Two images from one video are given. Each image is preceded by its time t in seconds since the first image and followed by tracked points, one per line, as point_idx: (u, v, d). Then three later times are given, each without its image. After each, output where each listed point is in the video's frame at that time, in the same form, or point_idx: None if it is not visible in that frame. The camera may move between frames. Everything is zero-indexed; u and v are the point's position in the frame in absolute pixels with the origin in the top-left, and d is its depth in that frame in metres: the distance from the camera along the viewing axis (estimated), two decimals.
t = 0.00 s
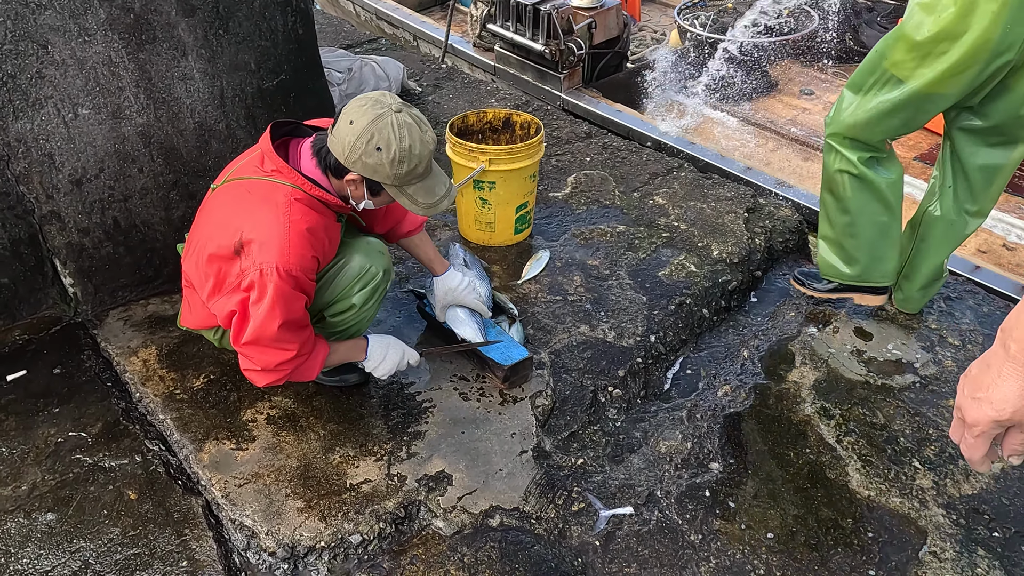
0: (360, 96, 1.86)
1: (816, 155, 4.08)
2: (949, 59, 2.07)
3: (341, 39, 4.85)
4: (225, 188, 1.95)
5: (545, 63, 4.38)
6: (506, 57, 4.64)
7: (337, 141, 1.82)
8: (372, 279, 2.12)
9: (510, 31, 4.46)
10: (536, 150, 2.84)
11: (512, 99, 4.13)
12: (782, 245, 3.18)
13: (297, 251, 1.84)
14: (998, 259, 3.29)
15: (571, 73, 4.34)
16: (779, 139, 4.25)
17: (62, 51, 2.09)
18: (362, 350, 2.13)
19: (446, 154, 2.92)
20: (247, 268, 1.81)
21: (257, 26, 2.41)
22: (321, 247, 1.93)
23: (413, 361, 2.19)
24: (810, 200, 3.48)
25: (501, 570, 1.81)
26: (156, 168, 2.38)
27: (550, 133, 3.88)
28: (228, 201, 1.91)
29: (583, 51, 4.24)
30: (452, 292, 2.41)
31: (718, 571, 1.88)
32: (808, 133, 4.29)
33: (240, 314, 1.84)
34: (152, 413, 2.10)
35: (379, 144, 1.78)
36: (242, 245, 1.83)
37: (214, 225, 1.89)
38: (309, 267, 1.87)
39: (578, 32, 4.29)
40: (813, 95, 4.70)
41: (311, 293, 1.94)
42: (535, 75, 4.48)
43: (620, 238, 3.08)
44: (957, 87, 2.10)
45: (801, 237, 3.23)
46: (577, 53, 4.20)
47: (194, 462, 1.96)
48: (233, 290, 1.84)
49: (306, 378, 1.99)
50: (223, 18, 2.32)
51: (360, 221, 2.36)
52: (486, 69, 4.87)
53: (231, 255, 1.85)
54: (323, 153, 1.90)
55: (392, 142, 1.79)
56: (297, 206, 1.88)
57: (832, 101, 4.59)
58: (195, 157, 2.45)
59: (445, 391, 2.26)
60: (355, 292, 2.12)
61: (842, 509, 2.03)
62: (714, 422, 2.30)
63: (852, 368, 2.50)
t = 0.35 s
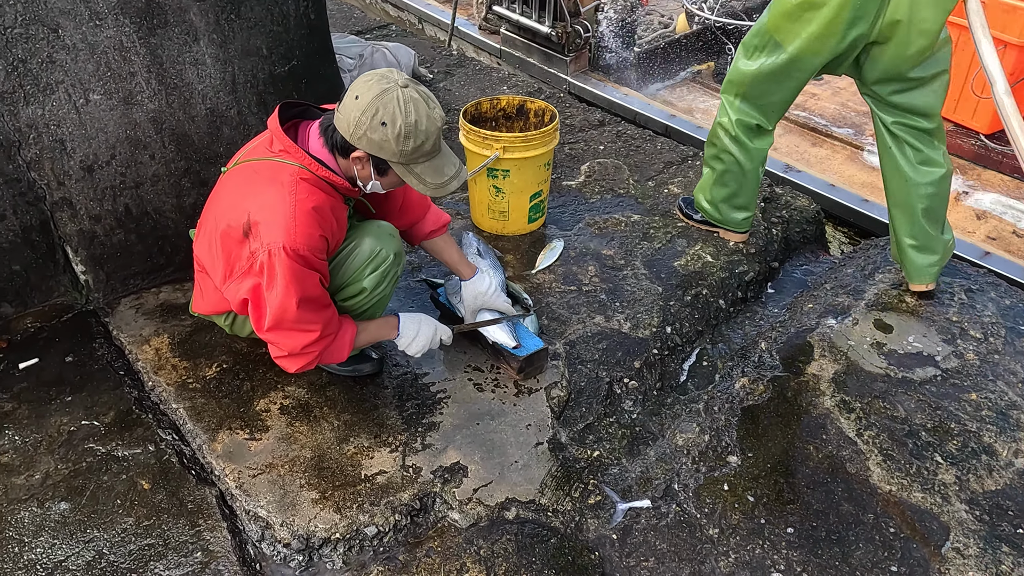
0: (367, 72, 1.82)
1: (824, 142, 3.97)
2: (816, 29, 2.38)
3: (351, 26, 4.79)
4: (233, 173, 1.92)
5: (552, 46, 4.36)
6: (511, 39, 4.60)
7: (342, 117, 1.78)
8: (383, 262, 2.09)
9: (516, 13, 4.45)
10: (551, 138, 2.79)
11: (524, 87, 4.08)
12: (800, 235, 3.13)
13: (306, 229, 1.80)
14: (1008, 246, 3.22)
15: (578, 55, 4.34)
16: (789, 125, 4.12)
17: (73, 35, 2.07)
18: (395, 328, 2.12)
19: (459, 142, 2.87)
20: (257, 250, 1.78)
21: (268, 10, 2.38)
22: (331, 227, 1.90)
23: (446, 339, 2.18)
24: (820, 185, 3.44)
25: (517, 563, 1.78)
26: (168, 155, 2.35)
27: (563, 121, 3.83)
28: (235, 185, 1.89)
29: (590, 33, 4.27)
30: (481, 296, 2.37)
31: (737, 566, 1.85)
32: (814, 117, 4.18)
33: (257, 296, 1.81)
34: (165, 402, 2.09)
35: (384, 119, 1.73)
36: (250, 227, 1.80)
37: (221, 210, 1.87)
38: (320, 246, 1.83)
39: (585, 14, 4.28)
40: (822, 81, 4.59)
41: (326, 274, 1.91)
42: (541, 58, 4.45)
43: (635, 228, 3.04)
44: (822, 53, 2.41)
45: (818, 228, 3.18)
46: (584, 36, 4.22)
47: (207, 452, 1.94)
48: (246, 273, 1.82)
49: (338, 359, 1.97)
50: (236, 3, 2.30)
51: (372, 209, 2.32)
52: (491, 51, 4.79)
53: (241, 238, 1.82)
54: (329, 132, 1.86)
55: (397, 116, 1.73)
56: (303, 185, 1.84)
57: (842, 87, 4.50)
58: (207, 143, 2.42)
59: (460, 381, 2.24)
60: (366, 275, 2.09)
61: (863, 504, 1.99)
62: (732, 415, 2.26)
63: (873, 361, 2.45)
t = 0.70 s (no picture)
0: (389, 65, 1.79)
1: (831, 130, 3.93)
2: None
3: (359, 14, 4.75)
4: (248, 161, 1.90)
5: (557, 33, 4.27)
6: (516, 26, 4.50)
7: (363, 111, 1.75)
8: (395, 254, 2.07)
9: None
10: (564, 127, 2.76)
11: (534, 76, 4.04)
12: (814, 226, 3.09)
13: (320, 223, 1.77)
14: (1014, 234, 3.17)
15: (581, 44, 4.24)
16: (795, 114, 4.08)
17: (83, 22, 2.05)
18: (399, 326, 2.09)
19: (470, 132, 2.84)
20: (269, 242, 1.76)
21: None
22: (345, 220, 1.87)
23: (449, 339, 2.15)
24: (824, 172, 3.44)
25: (531, 556, 1.76)
26: (178, 144, 2.33)
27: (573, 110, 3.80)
28: (250, 174, 1.86)
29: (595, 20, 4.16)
30: (499, 279, 2.31)
31: (753, 561, 1.82)
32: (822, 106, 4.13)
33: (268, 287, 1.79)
34: (177, 393, 2.08)
35: (406, 114, 1.71)
36: (263, 218, 1.78)
37: (235, 198, 1.85)
38: (333, 241, 1.81)
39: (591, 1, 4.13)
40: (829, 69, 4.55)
41: (337, 268, 1.89)
42: (546, 45, 4.36)
43: (647, 219, 3.01)
44: (761, 23, 2.39)
45: (832, 219, 3.14)
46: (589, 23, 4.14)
47: (219, 443, 1.93)
48: (257, 264, 1.80)
49: (337, 355, 1.95)
50: None
51: (386, 202, 2.29)
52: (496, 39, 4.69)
53: (254, 229, 1.80)
54: (349, 126, 1.83)
55: (420, 111, 1.71)
56: (320, 178, 1.81)
57: (850, 75, 4.45)
58: (217, 132, 2.40)
59: (472, 372, 2.22)
60: (378, 267, 2.07)
61: (880, 499, 1.97)
62: (747, 408, 2.23)
63: (889, 354, 2.42)
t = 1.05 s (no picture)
0: (398, 60, 1.79)
1: (834, 121, 3.91)
2: None
3: (364, 5, 4.74)
4: (259, 158, 1.89)
5: (560, 24, 4.20)
6: (519, 17, 4.42)
7: (372, 106, 1.75)
8: (405, 248, 2.07)
9: None
10: (571, 120, 2.75)
11: (540, 68, 4.03)
12: (821, 219, 3.08)
13: (335, 219, 1.78)
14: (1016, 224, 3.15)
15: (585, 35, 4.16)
16: (798, 105, 4.06)
17: (91, 14, 2.05)
18: (417, 318, 2.11)
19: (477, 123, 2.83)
20: (285, 239, 1.76)
21: None
22: (358, 215, 1.87)
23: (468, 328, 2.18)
24: (826, 163, 3.42)
25: (539, 548, 1.77)
26: (186, 136, 2.34)
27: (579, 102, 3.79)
28: (261, 170, 1.86)
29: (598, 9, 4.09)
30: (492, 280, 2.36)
31: (759, 554, 1.83)
32: (826, 97, 4.10)
33: (284, 284, 1.80)
34: (186, 384, 2.09)
35: (415, 109, 1.70)
36: (277, 215, 1.78)
37: (247, 195, 1.85)
38: (348, 236, 1.81)
39: None
40: (833, 60, 4.52)
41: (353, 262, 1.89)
42: (549, 36, 4.31)
43: (653, 212, 3.00)
44: None
45: (839, 213, 3.13)
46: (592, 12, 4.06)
47: (228, 434, 1.94)
48: (273, 261, 1.80)
49: (362, 347, 1.97)
50: None
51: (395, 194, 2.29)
52: (499, 30, 4.62)
53: (269, 226, 1.80)
54: (359, 120, 1.83)
55: (428, 107, 1.70)
56: (332, 173, 1.81)
57: (854, 66, 4.43)
58: (225, 124, 2.41)
59: (479, 365, 2.23)
60: (388, 261, 2.07)
61: (886, 493, 1.97)
62: (753, 402, 2.24)
63: (896, 348, 2.41)
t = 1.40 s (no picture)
0: (409, 61, 1.79)
1: (834, 115, 3.89)
2: None
3: None
4: (268, 158, 1.89)
5: (560, 18, 4.24)
6: (520, 12, 4.46)
7: (385, 108, 1.75)
8: (413, 252, 2.08)
9: None
10: (571, 115, 2.75)
11: (542, 63, 4.04)
12: (822, 215, 3.07)
13: (347, 220, 1.78)
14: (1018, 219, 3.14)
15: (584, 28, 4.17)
16: (798, 99, 4.04)
17: (90, 8, 2.04)
18: (419, 319, 2.10)
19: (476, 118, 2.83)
20: (296, 241, 1.76)
21: None
22: (369, 216, 1.88)
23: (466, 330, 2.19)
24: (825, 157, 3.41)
25: (536, 543, 1.78)
26: (186, 131, 2.34)
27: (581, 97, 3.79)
28: (271, 170, 1.86)
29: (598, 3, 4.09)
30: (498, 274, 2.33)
31: (756, 549, 1.84)
32: (827, 91, 4.07)
33: (295, 285, 1.79)
34: (185, 379, 2.10)
35: (428, 111, 1.71)
36: (290, 216, 1.77)
37: (257, 196, 1.84)
38: (360, 237, 1.82)
39: None
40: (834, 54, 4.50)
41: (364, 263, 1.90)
42: (550, 30, 4.32)
43: (653, 207, 3.00)
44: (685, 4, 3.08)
45: (840, 209, 3.12)
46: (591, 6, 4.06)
47: (228, 429, 1.96)
48: (283, 262, 1.79)
49: (371, 349, 1.98)
50: None
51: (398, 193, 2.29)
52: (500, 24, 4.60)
53: (280, 227, 1.79)
54: (370, 122, 1.83)
55: (441, 109, 1.71)
56: (344, 174, 1.82)
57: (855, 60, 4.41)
58: (225, 119, 2.41)
59: (478, 361, 2.23)
60: (396, 265, 2.08)
61: (883, 489, 1.97)
62: (751, 398, 2.24)
63: (895, 345, 2.41)
